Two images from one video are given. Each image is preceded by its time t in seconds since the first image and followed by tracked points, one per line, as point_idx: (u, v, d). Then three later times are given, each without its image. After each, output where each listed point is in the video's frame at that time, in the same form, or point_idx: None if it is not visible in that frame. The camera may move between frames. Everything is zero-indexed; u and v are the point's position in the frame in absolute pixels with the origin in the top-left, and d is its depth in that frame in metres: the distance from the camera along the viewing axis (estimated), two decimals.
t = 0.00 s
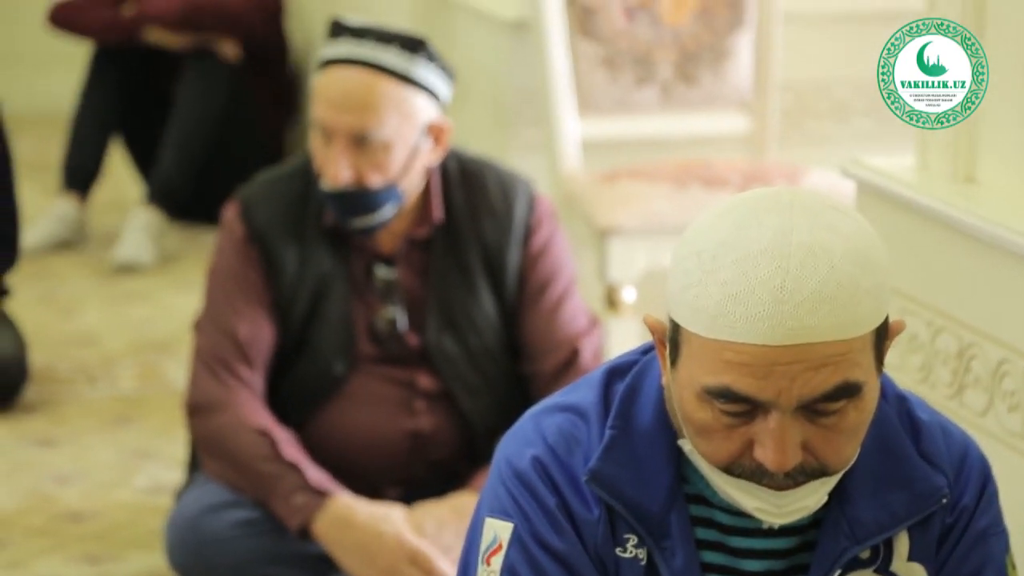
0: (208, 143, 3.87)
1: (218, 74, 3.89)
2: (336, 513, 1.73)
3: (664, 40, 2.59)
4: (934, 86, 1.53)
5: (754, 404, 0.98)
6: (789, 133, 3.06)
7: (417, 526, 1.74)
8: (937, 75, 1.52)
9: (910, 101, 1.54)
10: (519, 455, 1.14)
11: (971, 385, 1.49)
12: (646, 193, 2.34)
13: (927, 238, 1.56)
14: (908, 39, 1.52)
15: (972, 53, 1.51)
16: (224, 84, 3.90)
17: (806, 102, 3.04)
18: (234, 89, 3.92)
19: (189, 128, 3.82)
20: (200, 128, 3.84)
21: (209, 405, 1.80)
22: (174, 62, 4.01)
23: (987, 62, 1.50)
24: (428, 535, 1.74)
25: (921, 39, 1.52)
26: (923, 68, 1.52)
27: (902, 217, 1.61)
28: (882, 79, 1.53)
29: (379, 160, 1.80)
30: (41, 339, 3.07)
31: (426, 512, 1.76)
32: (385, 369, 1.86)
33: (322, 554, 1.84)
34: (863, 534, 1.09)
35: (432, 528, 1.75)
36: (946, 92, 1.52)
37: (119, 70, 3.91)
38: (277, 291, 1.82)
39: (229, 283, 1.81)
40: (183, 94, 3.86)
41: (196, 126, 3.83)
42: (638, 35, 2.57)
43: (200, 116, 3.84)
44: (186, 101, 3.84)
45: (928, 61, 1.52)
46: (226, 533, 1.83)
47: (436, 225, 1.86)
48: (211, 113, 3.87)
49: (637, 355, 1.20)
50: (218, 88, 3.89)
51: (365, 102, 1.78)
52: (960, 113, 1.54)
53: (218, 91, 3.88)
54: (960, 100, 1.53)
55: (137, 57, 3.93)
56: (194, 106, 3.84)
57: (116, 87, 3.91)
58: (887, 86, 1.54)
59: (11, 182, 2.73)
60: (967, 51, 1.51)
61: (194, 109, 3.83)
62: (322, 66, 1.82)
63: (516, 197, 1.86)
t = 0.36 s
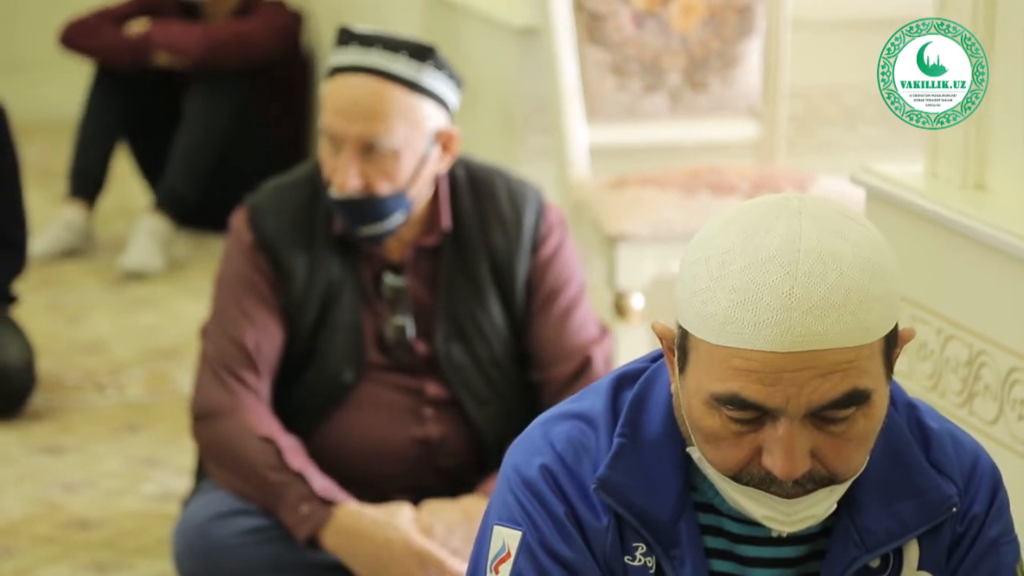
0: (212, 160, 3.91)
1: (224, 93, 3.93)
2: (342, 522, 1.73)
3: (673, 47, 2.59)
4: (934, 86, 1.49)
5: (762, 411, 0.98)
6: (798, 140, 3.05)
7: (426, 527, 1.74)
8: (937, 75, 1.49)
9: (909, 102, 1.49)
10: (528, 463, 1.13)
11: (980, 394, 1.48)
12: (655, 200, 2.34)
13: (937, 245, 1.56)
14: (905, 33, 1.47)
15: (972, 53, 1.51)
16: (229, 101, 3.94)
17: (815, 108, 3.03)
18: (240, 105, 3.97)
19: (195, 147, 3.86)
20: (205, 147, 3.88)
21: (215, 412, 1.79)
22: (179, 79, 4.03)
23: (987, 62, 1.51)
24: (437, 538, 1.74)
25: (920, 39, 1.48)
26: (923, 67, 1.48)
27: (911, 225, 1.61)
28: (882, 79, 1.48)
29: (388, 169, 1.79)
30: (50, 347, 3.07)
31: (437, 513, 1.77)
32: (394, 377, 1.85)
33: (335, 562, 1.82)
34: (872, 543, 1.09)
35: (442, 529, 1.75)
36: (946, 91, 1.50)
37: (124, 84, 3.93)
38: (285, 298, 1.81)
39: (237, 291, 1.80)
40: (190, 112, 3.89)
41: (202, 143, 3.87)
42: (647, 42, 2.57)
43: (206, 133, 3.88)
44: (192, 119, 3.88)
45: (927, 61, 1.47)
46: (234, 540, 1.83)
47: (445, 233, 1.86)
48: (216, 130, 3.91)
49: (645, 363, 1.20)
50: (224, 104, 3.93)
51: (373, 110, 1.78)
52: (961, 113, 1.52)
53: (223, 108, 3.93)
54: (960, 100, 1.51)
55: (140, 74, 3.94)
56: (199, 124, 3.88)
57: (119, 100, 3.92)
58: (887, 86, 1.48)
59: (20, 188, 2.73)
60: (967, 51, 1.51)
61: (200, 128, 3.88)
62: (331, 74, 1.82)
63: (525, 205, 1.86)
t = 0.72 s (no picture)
0: (223, 168, 3.93)
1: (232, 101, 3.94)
2: (351, 528, 1.72)
3: (683, 54, 2.59)
4: (934, 86, 1.56)
5: (771, 416, 0.97)
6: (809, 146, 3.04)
7: (435, 537, 1.74)
8: (937, 75, 1.56)
9: (909, 101, 1.57)
10: (537, 469, 1.13)
11: (991, 400, 1.48)
12: (665, 206, 2.34)
13: (949, 250, 1.55)
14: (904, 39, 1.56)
15: (972, 53, 1.54)
16: (237, 109, 3.94)
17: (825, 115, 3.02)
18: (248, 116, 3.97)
19: (203, 155, 3.88)
20: (215, 154, 3.90)
21: (224, 418, 1.79)
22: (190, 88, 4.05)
23: (987, 62, 1.53)
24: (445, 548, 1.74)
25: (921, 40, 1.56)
26: (923, 68, 1.56)
27: (922, 232, 1.61)
28: (882, 79, 1.57)
29: (397, 176, 1.80)
30: (59, 353, 3.08)
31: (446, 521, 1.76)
32: (403, 383, 1.85)
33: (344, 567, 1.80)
34: (883, 550, 1.08)
35: (451, 541, 1.75)
36: (946, 92, 1.55)
37: (135, 90, 3.95)
38: (294, 304, 1.81)
39: (247, 297, 1.80)
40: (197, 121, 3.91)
41: (211, 151, 3.89)
42: (657, 48, 2.57)
43: (213, 141, 3.90)
44: (200, 127, 3.90)
45: (927, 61, 1.56)
46: (243, 547, 1.83)
47: (455, 239, 1.85)
48: (225, 137, 3.92)
49: (655, 369, 1.19)
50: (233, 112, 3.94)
51: (383, 116, 1.78)
52: (961, 113, 1.57)
53: (232, 115, 3.93)
54: (960, 100, 1.56)
55: (150, 82, 3.95)
56: (207, 131, 3.90)
57: (129, 106, 3.93)
58: (887, 86, 1.57)
59: (29, 194, 2.74)
60: (967, 51, 1.54)
61: (208, 135, 3.89)
62: (341, 80, 1.82)
63: (535, 212, 1.86)
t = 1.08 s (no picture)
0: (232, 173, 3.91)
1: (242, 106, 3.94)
2: (360, 534, 1.72)
3: (693, 59, 2.58)
4: (934, 86, 1.60)
5: (782, 420, 0.97)
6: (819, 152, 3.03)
7: (444, 544, 1.74)
8: (937, 75, 1.60)
9: (909, 101, 1.62)
10: (547, 474, 1.13)
11: (1002, 406, 1.48)
12: (675, 210, 2.33)
13: (960, 255, 1.55)
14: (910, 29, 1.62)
15: (972, 53, 1.58)
16: (247, 114, 3.95)
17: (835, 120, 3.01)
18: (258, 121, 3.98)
19: (214, 160, 3.86)
20: (224, 159, 3.88)
21: (234, 424, 1.79)
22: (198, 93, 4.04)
23: (986, 62, 1.56)
24: (454, 557, 1.74)
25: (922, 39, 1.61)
26: (923, 68, 1.61)
27: (933, 237, 1.60)
28: (883, 78, 1.62)
29: (406, 180, 1.80)
30: (68, 357, 3.08)
31: (454, 528, 1.76)
32: (412, 388, 1.85)
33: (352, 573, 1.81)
34: (893, 557, 1.08)
35: (460, 549, 1.74)
36: (946, 92, 1.59)
37: (144, 96, 3.95)
38: (303, 310, 1.81)
39: (255, 302, 1.80)
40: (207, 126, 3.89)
41: (222, 156, 3.87)
42: (666, 54, 2.56)
43: (225, 147, 3.88)
44: (211, 131, 3.89)
45: (927, 61, 1.61)
46: (252, 552, 1.83)
47: (464, 244, 1.85)
48: (236, 143, 3.91)
49: (665, 375, 1.19)
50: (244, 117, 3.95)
51: (392, 121, 1.78)
52: (963, 111, 1.60)
53: (241, 120, 3.93)
54: (960, 100, 1.59)
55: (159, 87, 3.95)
56: (218, 136, 3.88)
57: (139, 111, 3.94)
58: (888, 86, 1.63)
59: (38, 198, 2.74)
60: (967, 51, 1.58)
61: (219, 141, 3.88)
62: (349, 86, 1.82)
63: (543, 216, 1.85)
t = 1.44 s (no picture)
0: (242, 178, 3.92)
1: (253, 110, 3.94)
2: (370, 539, 1.72)
3: (704, 63, 2.58)
4: (933, 86, 1.72)
5: (746, 372, 0.99)
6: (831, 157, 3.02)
7: (454, 550, 1.74)
8: (935, 75, 1.72)
9: (910, 101, 1.77)
10: (558, 479, 1.12)
11: (1014, 412, 1.48)
12: (685, 215, 2.33)
13: (976, 264, 1.54)
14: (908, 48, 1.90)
15: (972, 54, 1.62)
16: (259, 119, 3.95)
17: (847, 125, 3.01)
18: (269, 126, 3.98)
19: (224, 165, 3.88)
20: (233, 163, 3.89)
21: (244, 429, 1.79)
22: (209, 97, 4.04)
23: (985, 62, 1.60)
24: (464, 563, 1.73)
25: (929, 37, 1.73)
26: (923, 67, 1.74)
27: (950, 245, 1.59)
28: (885, 78, 1.79)
29: (417, 186, 1.79)
30: (79, 362, 3.09)
31: (464, 533, 1.76)
32: (421, 393, 1.85)
33: None
34: (905, 563, 1.07)
35: (470, 554, 1.74)
36: (945, 91, 1.68)
37: (156, 100, 3.96)
38: (313, 315, 1.81)
39: (265, 306, 1.79)
40: (217, 132, 3.90)
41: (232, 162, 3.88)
42: (677, 58, 2.56)
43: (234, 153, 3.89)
44: (221, 137, 3.90)
45: (927, 60, 1.73)
46: (262, 557, 1.82)
47: (474, 249, 1.84)
48: (245, 149, 3.92)
49: (676, 379, 1.18)
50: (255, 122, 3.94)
51: (402, 126, 1.77)
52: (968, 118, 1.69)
53: (252, 124, 3.93)
54: (959, 100, 1.65)
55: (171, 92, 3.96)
56: (228, 142, 3.89)
57: (151, 116, 3.95)
58: (889, 85, 1.79)
59: (49, 204, 2.75)
60: (967, 51, 1.63)
61: (229, 147, 3.89)
62: (360, 91, 1.81)
63: (555, 221, 1.85)
